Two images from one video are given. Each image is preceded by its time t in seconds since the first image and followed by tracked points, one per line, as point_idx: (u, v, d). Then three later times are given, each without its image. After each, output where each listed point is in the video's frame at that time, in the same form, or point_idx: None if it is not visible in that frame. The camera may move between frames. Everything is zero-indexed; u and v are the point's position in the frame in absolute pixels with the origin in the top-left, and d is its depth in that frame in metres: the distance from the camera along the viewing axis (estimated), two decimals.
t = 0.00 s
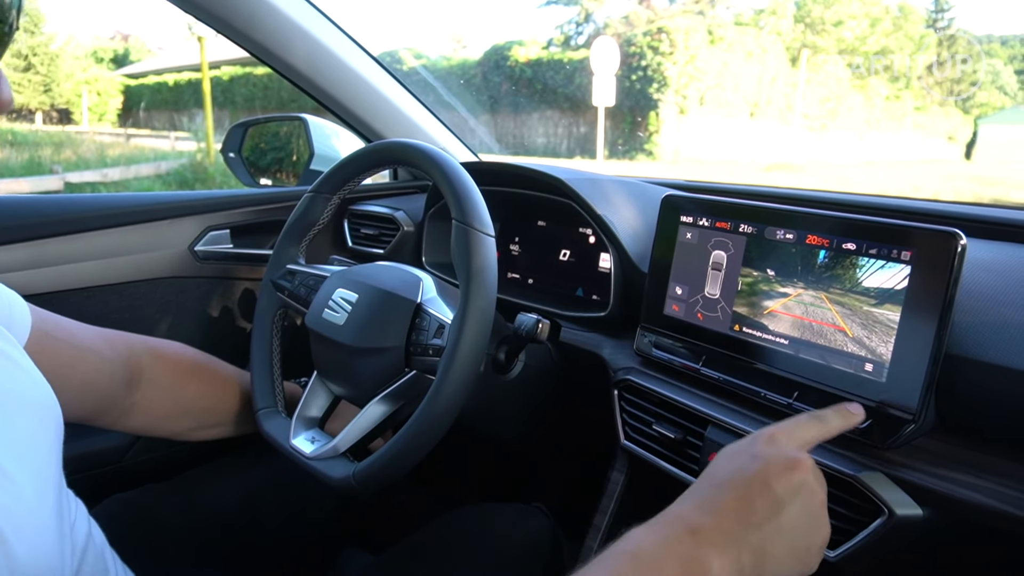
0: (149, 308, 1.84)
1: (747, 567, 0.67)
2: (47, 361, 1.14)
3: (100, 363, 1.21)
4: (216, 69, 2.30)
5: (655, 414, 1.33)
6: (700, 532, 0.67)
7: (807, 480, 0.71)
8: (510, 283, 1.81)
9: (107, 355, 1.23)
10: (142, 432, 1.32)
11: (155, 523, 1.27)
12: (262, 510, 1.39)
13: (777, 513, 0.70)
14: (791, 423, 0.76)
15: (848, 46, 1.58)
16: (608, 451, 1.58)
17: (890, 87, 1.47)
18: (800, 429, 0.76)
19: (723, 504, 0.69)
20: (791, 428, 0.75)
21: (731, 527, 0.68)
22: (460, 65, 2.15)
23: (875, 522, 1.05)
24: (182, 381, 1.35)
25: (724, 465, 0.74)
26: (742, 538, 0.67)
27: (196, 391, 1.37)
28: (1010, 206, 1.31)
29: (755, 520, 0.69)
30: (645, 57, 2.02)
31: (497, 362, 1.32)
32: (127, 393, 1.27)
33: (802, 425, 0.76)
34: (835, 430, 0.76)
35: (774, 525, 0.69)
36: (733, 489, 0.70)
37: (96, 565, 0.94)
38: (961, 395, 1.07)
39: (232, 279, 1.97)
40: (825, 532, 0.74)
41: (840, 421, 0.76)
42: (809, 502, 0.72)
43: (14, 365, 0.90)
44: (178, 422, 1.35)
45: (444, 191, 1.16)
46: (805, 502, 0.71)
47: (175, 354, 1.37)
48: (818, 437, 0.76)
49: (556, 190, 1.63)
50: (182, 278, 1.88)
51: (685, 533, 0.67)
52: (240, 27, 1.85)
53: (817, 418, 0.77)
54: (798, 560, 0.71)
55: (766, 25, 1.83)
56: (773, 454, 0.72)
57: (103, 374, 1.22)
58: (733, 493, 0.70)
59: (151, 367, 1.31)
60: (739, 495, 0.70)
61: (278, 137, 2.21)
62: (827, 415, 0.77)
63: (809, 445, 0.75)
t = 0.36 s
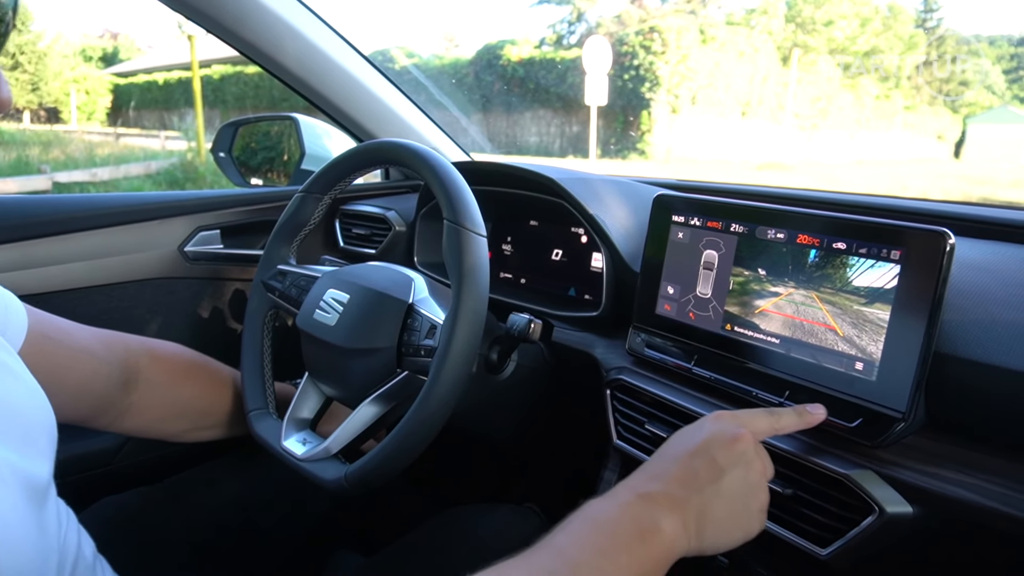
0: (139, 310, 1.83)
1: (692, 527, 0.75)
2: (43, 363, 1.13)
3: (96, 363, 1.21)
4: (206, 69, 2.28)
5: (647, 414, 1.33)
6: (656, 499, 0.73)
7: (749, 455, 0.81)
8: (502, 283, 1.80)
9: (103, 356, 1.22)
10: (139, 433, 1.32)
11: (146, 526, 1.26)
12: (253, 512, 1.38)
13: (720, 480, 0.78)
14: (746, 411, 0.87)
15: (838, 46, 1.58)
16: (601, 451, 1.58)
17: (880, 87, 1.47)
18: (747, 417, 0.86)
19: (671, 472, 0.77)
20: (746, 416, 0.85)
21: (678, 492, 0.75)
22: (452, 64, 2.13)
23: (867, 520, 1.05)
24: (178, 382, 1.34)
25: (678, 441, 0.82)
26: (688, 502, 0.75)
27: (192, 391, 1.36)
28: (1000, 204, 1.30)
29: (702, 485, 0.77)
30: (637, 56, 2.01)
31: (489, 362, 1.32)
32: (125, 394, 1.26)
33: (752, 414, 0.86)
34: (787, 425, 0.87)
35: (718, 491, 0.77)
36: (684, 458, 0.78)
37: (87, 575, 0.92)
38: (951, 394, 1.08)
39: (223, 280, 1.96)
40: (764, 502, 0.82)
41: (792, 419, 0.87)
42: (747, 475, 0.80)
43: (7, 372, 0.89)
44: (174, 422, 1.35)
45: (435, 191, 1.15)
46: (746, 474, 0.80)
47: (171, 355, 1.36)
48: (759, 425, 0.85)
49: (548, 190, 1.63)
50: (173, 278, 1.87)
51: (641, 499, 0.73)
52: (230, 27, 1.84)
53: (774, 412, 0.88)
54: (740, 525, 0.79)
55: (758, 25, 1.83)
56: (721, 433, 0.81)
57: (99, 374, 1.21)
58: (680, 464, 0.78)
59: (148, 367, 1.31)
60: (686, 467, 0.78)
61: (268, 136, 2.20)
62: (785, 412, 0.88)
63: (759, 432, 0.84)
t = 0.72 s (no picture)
0: (127, 311, 1.81)
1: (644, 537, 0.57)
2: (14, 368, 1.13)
3: (68, 368, 1.20)
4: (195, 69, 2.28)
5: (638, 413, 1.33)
6: (572, 523, 0.58)
7: (689, 421, 0.55)
8: (493, 283, 1.80)
9: (75, 361, 1.22)
10: (113, 438, 1.31)
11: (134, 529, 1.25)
12: (244, 514, 1.37)
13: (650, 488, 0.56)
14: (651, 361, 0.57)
15: (827, 47, 1.59)
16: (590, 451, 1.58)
17: (868, 87, 1.48)
18: (666, 366, 0.56)
19: (586, 476, 0.59)
20: (651, 366, 0.57)
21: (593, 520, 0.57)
22: (443, 64, 2.13)
23: (856, 517, 1.06)
24: (151, 388, 1.33)
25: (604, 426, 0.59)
26: (607, 522, 0.57)
27: (167, 397, 1.36)
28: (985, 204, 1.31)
29: (621, 495, 0.57)
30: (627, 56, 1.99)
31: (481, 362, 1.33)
32: (96, 400, 1.25)
33: (663, 356, 0.57)
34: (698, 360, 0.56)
35: (646, 498, 0.56)
36: (599, 456, 0.58)
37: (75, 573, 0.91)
38: (939, 392, 1.09)
39: (213, 280, 1.95)
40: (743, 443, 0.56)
41: (678, 352, 0.56)
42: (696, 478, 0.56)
43: None
44: (150, 428, 1.34)
45: (425, 190, 1.15)
46: (702, 447, 0.55)
47: (145, 360, 1.35)
48: (681, 368, 0.56)
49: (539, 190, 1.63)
50: (161, 280, 1.86)
51: (563, 525, 0.59)
52: (219, 26, 1.83)
53: (659, 350, 0.57)
54: (716, 500, 0.57)
55: (747, 26, 1.82)
56: (631, 409, 0.57)
57: (72, 380, 1.20)
58: (584, 476, 0.59)
59: (120, 373, 1.30)
60: (590, 474, 0.59)
61: (258, 136, 2.19)
62: (670, 344, 0.57)
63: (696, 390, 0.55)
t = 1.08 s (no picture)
0: (115, 312, 1.80)
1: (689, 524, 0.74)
2: None
3: (52, 373, 1.19)
4: (185, 68, 2.24)
5: (629, 413, 1.33)
6: (625, 513, 0.74)
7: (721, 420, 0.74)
8: (484, 283, 1.80)
9: (59, 366, 1.21)
10: (100, 443, 1.30)
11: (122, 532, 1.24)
12: (232, 515, 1.37)
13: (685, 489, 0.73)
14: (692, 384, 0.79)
15: (817, 48, 1.58)
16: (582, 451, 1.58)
17: (858, 87, 1.49)
18: (699, 386, 0.78)
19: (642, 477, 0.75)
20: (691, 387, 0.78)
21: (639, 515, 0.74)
22: (434, 64, 2.15)
23: (846, 515, 1.06)
24: (138, 391, 1.32)
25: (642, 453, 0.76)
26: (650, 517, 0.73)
27: (155, 402, 1.34)
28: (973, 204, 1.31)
29: (666, 488, 0.74)
30: (620, 57, 2.02)
31: (471, 362, 1.32)
32: (83, 404, 1.24)
33: (702, 377, 0.79)
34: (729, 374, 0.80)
35: (685, 493, 0.74)
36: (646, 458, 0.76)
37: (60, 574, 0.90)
38: (929, 390, 1.09)
39: (202, 281, 1.94)
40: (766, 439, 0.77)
41: (716, 374, 0.80)
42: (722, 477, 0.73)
43: None
44: (139, 432, 1.33)
45: (416, 190, 1.15)
46: (732, 449, 0.74)
47: (132, 363, 1.34)
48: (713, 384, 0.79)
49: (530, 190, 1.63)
50: (150, 280, 1.85)
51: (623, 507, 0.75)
52: (207, 26, 1.82)
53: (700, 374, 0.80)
54: (749, 496, 0.75)
55: (737, 27, 1.84)
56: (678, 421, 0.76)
57: (57, 385, 1.19)
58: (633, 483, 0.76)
59: (107, 377, 1.28)
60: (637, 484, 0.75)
61: (248, 136, 2.17)
62: (706, 371, 0.80)
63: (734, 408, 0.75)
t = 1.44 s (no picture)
0: (106, 312, 1.79)
1: None
2: None
3: (45, 374, 1.18)
4: (175, 67, 2.22)
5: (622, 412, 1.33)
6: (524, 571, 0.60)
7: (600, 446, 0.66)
8: (476, 283, 1.80)
9: (53, 367, 1.20)
10: (94, 445, 1.29)
11: (113, 533, 1.23)
12: (224, 517, 1.36)
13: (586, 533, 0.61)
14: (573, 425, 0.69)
15: (809, 48, 1.59)
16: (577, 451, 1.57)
17: (849, 88, 1.49)
18: (583, 429, 0.68)
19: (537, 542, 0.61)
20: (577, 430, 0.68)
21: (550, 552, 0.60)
22: (426, 64, 2.13)
23: (838, 514, 1.06)
24: (132, 391, 1.31)
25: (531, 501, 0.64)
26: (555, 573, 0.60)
27: (150, 401, 1.34)
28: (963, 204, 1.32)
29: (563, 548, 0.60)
30: (611, 57, 2.02)
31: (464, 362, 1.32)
32: (75, 405, 1.23)
33: (586, 418, 0.69)
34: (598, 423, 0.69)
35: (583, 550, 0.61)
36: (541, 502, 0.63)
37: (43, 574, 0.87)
38: (920, 389, 1.10)
39: (195, 282, 1.93)
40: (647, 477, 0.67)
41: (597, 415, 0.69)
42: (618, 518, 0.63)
43: None
44: (135, 432, 1.33)
45: (408, 191, 1.15)
46: (628, 483, 0.64)
47: (124, 363, 1.33)
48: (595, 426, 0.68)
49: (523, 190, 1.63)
50: (141, 280, 1.84)
51: None
52: (198, 25, 1.81)
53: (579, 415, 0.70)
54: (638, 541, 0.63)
55: (729, 27, 1.85)
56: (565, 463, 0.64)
57: (50, 386, 1.18)
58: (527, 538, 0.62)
59: (99, 377, 1.27)
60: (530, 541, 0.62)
61: (239, 136, 2.17)
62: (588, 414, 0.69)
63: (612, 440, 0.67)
